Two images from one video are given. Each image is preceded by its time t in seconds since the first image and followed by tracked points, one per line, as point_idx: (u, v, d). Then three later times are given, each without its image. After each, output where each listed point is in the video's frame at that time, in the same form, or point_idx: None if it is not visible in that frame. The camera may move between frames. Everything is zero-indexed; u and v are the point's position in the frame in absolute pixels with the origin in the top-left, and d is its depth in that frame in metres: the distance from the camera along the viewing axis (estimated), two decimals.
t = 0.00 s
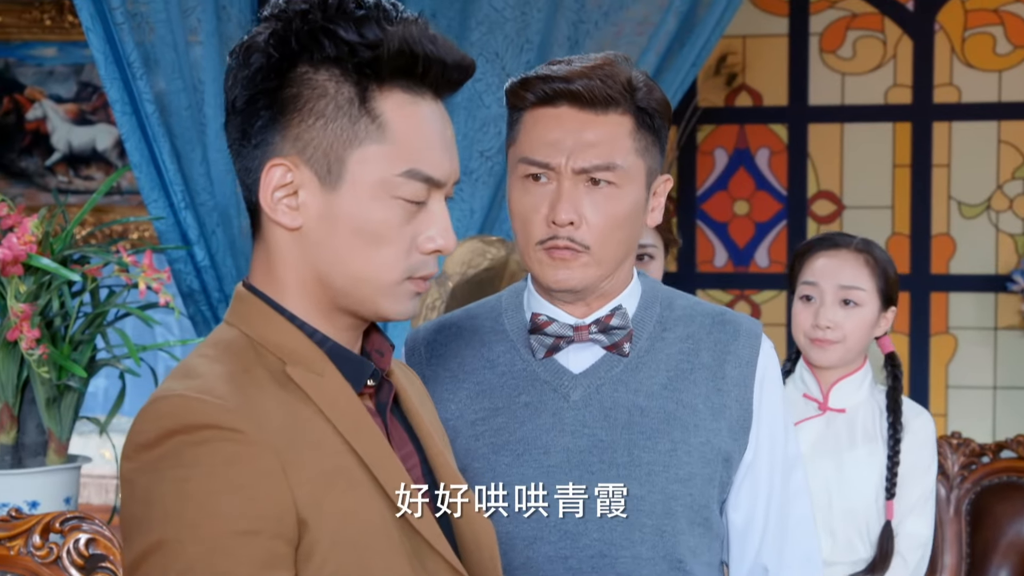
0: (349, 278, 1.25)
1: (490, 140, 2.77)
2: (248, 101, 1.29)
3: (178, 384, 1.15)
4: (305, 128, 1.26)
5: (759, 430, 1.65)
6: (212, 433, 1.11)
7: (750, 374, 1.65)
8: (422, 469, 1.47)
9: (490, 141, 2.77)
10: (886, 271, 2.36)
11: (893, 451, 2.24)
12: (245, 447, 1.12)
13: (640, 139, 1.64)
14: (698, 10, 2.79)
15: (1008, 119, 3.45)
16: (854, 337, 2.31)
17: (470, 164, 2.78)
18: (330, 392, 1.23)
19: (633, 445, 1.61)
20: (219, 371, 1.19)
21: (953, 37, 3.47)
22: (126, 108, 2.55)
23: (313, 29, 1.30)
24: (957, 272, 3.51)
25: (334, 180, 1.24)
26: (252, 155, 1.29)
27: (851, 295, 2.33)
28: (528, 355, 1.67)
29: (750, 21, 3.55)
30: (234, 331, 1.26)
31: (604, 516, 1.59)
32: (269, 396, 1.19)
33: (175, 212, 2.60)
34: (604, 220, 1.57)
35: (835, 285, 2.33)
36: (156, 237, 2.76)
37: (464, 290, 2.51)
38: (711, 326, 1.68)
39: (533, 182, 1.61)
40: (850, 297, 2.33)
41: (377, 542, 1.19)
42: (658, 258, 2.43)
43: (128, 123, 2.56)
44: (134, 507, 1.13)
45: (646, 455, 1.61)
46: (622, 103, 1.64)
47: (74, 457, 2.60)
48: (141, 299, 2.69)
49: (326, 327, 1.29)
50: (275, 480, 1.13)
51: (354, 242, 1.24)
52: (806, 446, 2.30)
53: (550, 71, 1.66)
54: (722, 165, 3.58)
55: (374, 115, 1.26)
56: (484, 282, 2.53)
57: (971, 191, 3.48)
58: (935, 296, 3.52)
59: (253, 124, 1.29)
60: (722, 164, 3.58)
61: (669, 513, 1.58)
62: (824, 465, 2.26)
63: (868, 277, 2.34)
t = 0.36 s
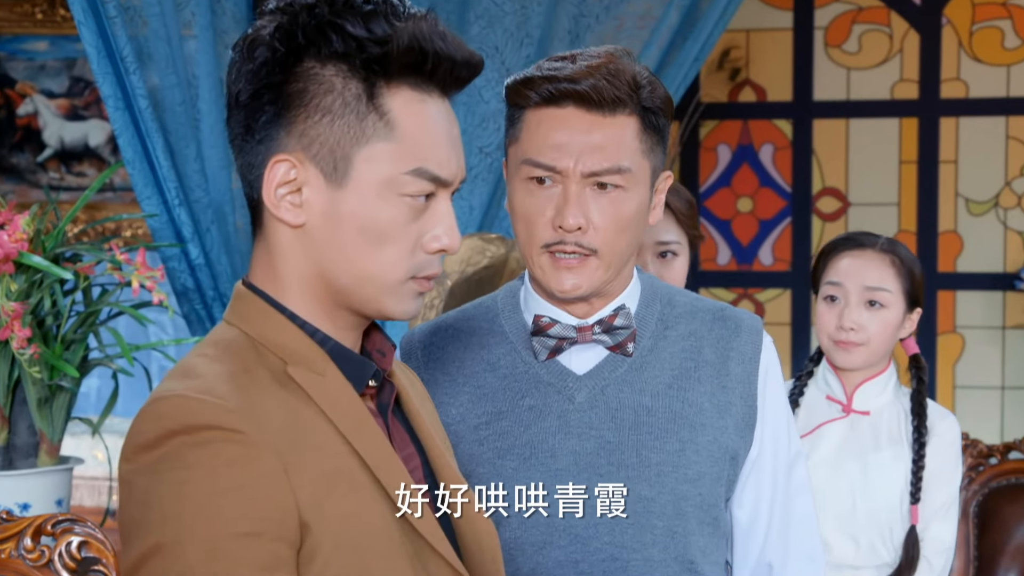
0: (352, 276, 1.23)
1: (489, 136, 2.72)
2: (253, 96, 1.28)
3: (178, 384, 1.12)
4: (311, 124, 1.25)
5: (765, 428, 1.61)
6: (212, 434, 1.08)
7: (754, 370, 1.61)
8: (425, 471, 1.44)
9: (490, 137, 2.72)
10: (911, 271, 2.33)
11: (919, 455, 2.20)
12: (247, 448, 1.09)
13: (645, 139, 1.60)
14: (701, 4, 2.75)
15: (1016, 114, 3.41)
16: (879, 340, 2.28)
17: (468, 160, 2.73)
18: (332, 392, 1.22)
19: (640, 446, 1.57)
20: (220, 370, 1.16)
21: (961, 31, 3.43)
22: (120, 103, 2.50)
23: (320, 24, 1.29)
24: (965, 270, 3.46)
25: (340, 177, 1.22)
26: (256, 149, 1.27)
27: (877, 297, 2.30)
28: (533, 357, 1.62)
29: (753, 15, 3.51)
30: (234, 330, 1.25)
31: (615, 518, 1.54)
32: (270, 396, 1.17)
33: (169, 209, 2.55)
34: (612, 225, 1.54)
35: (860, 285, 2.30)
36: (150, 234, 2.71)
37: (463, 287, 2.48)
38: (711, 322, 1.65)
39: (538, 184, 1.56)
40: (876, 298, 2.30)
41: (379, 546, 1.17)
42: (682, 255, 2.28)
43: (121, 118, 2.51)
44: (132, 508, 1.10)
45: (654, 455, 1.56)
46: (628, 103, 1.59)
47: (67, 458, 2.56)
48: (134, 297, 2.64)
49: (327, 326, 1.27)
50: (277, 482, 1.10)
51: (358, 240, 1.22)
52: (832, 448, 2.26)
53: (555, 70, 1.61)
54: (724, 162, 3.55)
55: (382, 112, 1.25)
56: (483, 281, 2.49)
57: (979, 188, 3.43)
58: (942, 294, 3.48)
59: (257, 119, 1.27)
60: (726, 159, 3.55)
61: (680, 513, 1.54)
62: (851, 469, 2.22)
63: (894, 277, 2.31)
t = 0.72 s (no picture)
0: (353, 275, 1.23)
1: (487, 134, 2.68)
2: (252, 92, 1.28)
3: (176, 384, 1.11)
4: (310, 121, 1.25)
5: (758, 427, 1.59)
6: (212, 435, 1.07)
7: (748, 368, 1.59)
8: (426, 472, 1.42)
9: (489, 134, 2.69)
10: (924, 271, 2.30)
11: (928, 458, 2.17)
12: (248, 450, 1.08)
13: (643, 138, 1.57)
14: None
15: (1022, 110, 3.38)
16: (889, 339, 2.25)
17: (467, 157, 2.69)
18: (333, 393, 1.21)
19: (637, 450, 1.53)
20: (219, 371, 1.15)
21: (966, 26, 3.40)
22: (114, 99, 2.46)
23: (319, 20, 1.28)
24: (970, 269, 3.43)
25: (340, 175, 1.22)
26: (255, 146, 1.27)
27: (887, 295, 2.26)
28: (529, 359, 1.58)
29: (756, 11, 3.48)
30: (234, 329, 1.24)
31: (614, 523, 1.51)
32: (270, 396, 1.16)
33: (163, 207, 2.52)
34: (611, 225, 1.50)
35: (871, 284, 2.26)
36: (144, 233, 2.68)
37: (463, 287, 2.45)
38: (704, 321, 1.62)
39: (534, 184, 1.53)
40: (886, 297, 2.26)
41: (381, 549, 1.16)
42: (697, 254, 2.21)
43: (115, 115, 2.47)
44: (130, 511, 1.09)
45: (652, 459, 1.53)
46: (627, 102, 1.55)
47: (60, 459, 2.53)
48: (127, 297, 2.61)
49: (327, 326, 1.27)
50: (277, 484, 1.10)
51: (359, 238, 1.22)
52: (838, 448, 2.23)
53: (553, 68, 1.57)
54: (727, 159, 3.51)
55: (382, 108, 1.24)
56: (481, 280, 2.47)
57: (985, 186, 3.40)
58: (948, 293, 3.45)
59: (257, 116, 1.27)
60: (728, 157, 3.52)
61: (678, 517, 1.52)
62: (857, 470, 2.18)
63: (906, 277, 2.28)
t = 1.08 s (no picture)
0: (353, 274, 1.21)
1: (486, 131, 2.65)
2: (252, 89, 1.25)
3: (173, 385, 1.09)
4: (311, 119, 1.22)
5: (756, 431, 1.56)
6: (209, 437, 1.05)
7: (745, 371, 1.56)
8: (427, 474, 1.40)
9: (488, 132, 2.65)
10: (916, 267, 2.26)
11: (934, 458, 2.14)
12: (244, 452, 1.06)
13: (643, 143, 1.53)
14: None
15: None
16: (883, 339, 2.21)
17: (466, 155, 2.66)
18: (332, 394, 1.19)
19: (637, 459, 1.50)
20: (215, 369, 1.13)
21: (972, 22, 3.36)
22: (107, 97, 2.43)
23: (320, 15, 1.26)
24: (976, 268, 3.40)
25: (341, 174, 1.20)
26: (255, 143, 1.24)
27: (881, 294, 2.23)
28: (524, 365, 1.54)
29: (760, 7, 3.45)
30: (232, 328, 1.22)
31: (616, 534, 1.46)
32: (268, 397, 1.14)
33: (158, 206, 2.48)
34: (607, 229, 1.46)
35: (863, 284, 2.23)
36: (138, 232, 2.64)
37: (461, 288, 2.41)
38: (701, 323, 1.59)
39: (531, 185, 1.49)
40: (879, 296, 2.23)
41: (381, 553, 1.14)
42: (709, 252, 2.18)
43: (108, 112, 2.44)
44: (125, 512, 1.07)
45: (653, 468, 1.50)
46: (628, 103, 1.52)
47: (52, 461, 2.48)
48: (121, 297, 2.57)
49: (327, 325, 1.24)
50: (274, 487, 1.08)
51: (360, 237, 1.20)
52: (839, 449, 2.19)
53: (553, 67, 1.54)
54: (729, 157, 3.48)
55: (384, 106, 1.22)
56: (481, 279, 2.43)
57: (991, 184, 3.37)
58: (954, 293, 3.41)
59: (257, 112, 1.25)
60: (730, 154, 3.48)
61: (679, 527, 1.48)
62: (859, 473, 2.14)
63: (898, 274, 2.24)
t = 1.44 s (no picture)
0: (352, 272, 1.20)
1: (484, 127, 2.62)
2: (250, 83, 1.24)
3: (169, 384, 1.09)
4: (311, 114, 1.21)
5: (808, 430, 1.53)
6: (206, 437, 1.05)
7: (798, 370, 1.53)
8: (422, 475, 1.41)
9: (486, 127, 2.62)
10: (919, 262, 2.23)
11: (943, 456, 2.10)
12: (242, 452, 1.06)
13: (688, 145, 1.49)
14: None
15: None
16: (885, 336, 2.18)
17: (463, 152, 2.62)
18: (330, 393, 1.17)
19: (684, 458, 1.47)
20: (211, 369, 1.13)
21: (976, 17, 3.33)
22: (98, 92, 2.39)
23: (320, 9, 1.25)
24: (980, 266, 3.36)
25: (342, 170, 1.19)
26: (252, 138, 1.23)
27: (883, 292, 2.20)
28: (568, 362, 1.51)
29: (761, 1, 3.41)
30: (225, 326, 1.20)
31: (659, 535, 1.44)
32: (265, 397, 1.13)
33: (150, 203, 2.44)
34: (644, 230, 1.43)
35: (865, 282, 2.21)
36: (130, 229, 2.60)
37: (457, 287, 2.38)
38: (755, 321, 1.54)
39: (570, 183, 1.46)
40: (882, 294, 2.20)
41: (379, 555, 1.14)
42: (722, 251, 2.15)
43: (100, 108, 2.40)
44: (121, 514, 1.07)
45: (701, 467, 1.47)
46: (672, 104, 1.48)
47: (42, 462, 2.44)
48: (112, 295, 2.53)
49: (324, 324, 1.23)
50: (272, 487, 1.07)
51: (360, 235, 1.19)
52: (844, 448, 2.17)
53: (596, 65, 1.50)
54: (730, 153, 3.44)
55: (386, 102, 1.21)
56: (478, 279, 2.40)
57: (995, 181, 3.34)
58: (958, 292, 3.37)
59: (254, 107, 1.23)
60: (731, 151, 3.44)
61: (726, 528, 1.46)
62: (865, 474, 2.12)
63: (901, 270, 2.21)
